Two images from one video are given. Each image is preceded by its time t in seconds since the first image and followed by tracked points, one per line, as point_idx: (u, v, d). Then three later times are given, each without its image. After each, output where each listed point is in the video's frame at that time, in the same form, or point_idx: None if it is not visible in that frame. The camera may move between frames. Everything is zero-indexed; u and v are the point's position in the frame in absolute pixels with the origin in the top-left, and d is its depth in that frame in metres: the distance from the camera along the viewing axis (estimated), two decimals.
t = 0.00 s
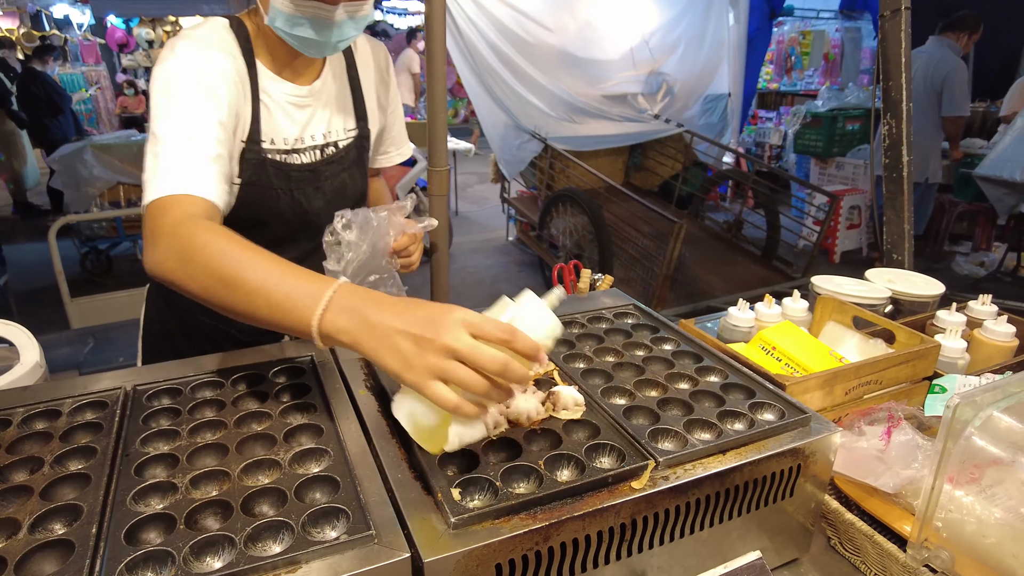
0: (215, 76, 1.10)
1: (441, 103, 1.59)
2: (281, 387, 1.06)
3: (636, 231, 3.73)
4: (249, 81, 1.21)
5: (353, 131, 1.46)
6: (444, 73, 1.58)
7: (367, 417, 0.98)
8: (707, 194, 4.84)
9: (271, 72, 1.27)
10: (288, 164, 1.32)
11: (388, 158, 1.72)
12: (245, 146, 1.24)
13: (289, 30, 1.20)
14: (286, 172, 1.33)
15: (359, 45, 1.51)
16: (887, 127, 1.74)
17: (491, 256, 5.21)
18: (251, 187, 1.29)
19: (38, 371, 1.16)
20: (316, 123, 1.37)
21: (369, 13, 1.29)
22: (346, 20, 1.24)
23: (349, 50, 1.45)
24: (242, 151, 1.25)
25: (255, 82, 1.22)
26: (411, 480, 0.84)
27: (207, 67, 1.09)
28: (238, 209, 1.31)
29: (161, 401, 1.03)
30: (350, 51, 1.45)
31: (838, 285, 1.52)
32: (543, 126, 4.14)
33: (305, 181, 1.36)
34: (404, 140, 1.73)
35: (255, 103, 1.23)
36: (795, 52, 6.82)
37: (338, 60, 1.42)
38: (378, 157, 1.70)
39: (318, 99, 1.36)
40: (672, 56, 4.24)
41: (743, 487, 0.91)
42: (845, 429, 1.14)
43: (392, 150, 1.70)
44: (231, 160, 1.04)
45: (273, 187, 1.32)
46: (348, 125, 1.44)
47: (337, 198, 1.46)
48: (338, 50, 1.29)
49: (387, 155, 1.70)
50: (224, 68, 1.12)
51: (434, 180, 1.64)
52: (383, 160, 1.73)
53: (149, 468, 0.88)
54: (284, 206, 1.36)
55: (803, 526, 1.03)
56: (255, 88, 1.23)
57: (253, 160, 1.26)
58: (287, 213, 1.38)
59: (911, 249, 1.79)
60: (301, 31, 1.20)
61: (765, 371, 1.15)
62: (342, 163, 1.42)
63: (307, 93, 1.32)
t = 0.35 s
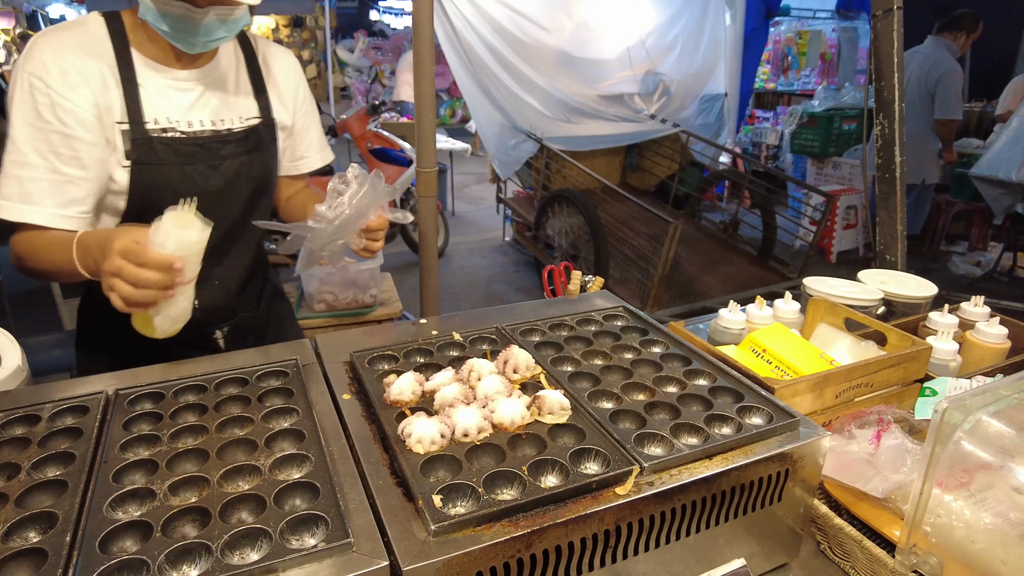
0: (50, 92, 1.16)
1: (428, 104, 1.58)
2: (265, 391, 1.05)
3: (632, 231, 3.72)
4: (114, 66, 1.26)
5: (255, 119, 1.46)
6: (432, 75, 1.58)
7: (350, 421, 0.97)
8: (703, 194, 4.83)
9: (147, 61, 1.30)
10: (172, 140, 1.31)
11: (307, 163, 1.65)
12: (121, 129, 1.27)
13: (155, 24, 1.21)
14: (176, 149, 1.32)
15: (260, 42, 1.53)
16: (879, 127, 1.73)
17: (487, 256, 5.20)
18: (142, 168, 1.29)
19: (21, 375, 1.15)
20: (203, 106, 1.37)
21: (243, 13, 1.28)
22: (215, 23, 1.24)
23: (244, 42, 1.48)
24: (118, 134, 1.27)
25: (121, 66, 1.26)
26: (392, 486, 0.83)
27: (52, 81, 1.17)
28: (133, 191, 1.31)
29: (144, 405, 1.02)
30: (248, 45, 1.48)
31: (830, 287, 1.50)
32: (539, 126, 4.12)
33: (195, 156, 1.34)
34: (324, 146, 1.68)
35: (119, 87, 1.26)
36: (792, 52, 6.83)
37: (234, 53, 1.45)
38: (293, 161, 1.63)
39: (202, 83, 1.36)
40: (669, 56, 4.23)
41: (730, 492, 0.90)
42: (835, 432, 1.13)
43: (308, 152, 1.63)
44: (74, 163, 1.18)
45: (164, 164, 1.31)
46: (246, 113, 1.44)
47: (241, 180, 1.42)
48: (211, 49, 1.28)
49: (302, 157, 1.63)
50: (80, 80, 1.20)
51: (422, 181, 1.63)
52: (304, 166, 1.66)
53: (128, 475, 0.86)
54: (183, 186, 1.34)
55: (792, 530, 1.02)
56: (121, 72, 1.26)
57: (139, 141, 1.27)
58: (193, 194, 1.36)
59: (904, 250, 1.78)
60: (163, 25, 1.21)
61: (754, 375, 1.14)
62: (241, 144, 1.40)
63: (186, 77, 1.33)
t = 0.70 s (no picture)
0: None
1: (417, 105, 1.58)
2: (249, 396, 1.04)
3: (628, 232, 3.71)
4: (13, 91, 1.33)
5: (162, 117, 1.58)
6: (421, 77, 1.58)
7: (335, 427, 0.96)
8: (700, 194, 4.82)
9: (47, 78, 1.39)
10: (88, 152, 1.43)
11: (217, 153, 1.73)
12: (32, 151, 1.37)
13: (66, 27, 1.31)
14: (93, 160, 1.44)
15: (157, 37, 1.62)
16: (871, 129, 1.72)
17: (483, 257, 5.20)
18: (63, 184, 1.40)
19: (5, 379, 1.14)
20: (108, 115, 1.48)
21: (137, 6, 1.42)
22: (122, 15, 1.37)
23: (137, 44, 1.56)
24: (30, 156, 1.37)
25: (21, 90, 1.34)
26: (375, 493, 0.82)
27: None
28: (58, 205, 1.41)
29: (127, 411, 1.01)
30: (141, 46, 1.56)
31: (821, 289, 1.49)
32: (535, 126, 4.10)
33: (114, 164, 1.47)
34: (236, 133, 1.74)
35: (21, 111, 1.35)
36: (789, 52, 6.83)
37: (128, 51, 1.54)
38: (202, 153, 1.70)
39: (103, 92, 1.46)
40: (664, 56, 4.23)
41: (718, 498, 0.89)
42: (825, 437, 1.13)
43: (215, 143, 1.70)
44: None
45: (86, 177, 1.43)
46: (148, 113, 1.54)
47: (161, 177, 1.57)
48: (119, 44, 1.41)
49: (209, 148, 1.70)
50: None
51: (412, 183, 1.63)
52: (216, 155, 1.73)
53: (108, 482, 0.86)
54: (106, 193, 1.46)
55: (781, 535, 1.01)
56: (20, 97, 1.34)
57: (56, 156, 1.38)
58: (118, 200, 1.49)
59: (896, 251, 1.78)
60: (78, 23, 1.31)
61: (744, 379, 1.13)
62: (151, 146, 1.53)
63: (84, 88, 1.43)
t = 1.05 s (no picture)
0: None
1: (413, 106, 1.58)
2: (243, 399, 1.04)
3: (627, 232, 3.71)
4: None
5: (135, 108, 1.56)
6: (416, 78, 1.57)
7: (329, 430, 0.96)
8: (698, 194, 4.81)
9: (22, 70, 1.38)
10: (66, 140, 1.43)
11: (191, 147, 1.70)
12: (10, 144, 1.36)
13: (50, 14, 1.30)
14: (75, 150, 1.44)
15: (122, 31, 1.61)
16: (869, 130, 1.71)
17: (482, 257, 5.19)
18: (43, 174, 1.40)
19: None
20: (83, 106, 1.47)
21: None
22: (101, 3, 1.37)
23: (106, 37, 1.55)
24: (7, 148, 1.35)
25: None
26: (369, 498, 0.82)
27: None
28: (38, 199, 1.42)
29: (120, 414, 1.01)
30: (106, 38, 1.54)
31: (818, 291, 1.49)
32: (533, 127, 4.07)
33: (93, 153, 1.47)
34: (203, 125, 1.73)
35: None
36: (788, 52, 6.83)
37: (94, 40, 1.52)
38: (172, 146, 1.67)
39: (77, 81, 1.45)
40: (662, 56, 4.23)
41: (714, 502, 0.89)
42: (823, 439, 1.12)
43: (186, 136, 1.68)
44: None
45: (66, 166, 1.43)
46: (122, 104, 1.54)
47: (141, 168, 1.57)
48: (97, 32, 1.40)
49: (182, 142, 1.68)
50: None
51: (408, 183, 1.62)
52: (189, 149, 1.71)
53: (100, 486, 0.85)
54: (86, 178, 1.47)
55: (778, 538, 1.01)
56: None
57: (36, 147, 1.38)
58: (100, 188, 1.51)
59: (894, 252, 1.77)
60: (63, 11, 1.30)
61: (740, 381, 1.13)
62: (132, 135, 1.53)
63: (58, 80, 1.42)
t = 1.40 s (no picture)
0: None
1: (411, 105, 1.57)
2: (240, 399, 1.03)
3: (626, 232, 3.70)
4: None
5: (137, 105, 1.55)
6: (413, 76, 1.56)
7: (326, 431, 0.95)
8: (698, 194, 4.79)
9: (26, 63, 1.38)
10: (71, 130, 1.42)
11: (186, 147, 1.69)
12: (18, 133, 1.36)
13: (62, 10, 1.30)
14: (80, 139, 1.43)
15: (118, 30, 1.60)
16: (869, 128, 1.71)
17: (481, 257, 5.18)
18: (51, 163, 1.40)
19: None
20: (85, 99, 1.46)
21: None
22: None
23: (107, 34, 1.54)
24: (15, 137, 1.35)
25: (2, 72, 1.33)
26: (365, 499, 0.81)
27: None
28: (46, 189, 1.41)
29: (115, 414, 1.00)
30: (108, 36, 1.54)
31: (819, 290, 1.48)
32: (533, 126, 4.04)
33: (99, 144, 1.46)
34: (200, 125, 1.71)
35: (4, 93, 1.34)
36: (787, 52, 6.82)
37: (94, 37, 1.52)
38: (167, 146, 1.66)
39: (81, 75, 1.45)
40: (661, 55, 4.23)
41: (713, 503, 0.88)
42: (823, 440, 1.11)
43: (182, 136, 1.67)
44: None
45: (71, 157, 1.43)
46: (126, 100, 1.53)
47: (144, 161, 1.56)
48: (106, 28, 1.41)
49: (178, 142, 1.66)
50: None
51: (406, 182, 1.62)
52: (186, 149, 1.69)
53: (94, 487, 0.84)
54: (95, 172, 1.48)
55: (779, 539, 1.00)
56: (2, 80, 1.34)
57: (42, 136, 1.37)
58: (108, 179, 1.50)
59: (895, 252, 1.77)
60: (77, 8, 1.30)
61: (739, 382, 1.12)
62: (135, 129, 1.52)
63: (61, 74, 1.42)
